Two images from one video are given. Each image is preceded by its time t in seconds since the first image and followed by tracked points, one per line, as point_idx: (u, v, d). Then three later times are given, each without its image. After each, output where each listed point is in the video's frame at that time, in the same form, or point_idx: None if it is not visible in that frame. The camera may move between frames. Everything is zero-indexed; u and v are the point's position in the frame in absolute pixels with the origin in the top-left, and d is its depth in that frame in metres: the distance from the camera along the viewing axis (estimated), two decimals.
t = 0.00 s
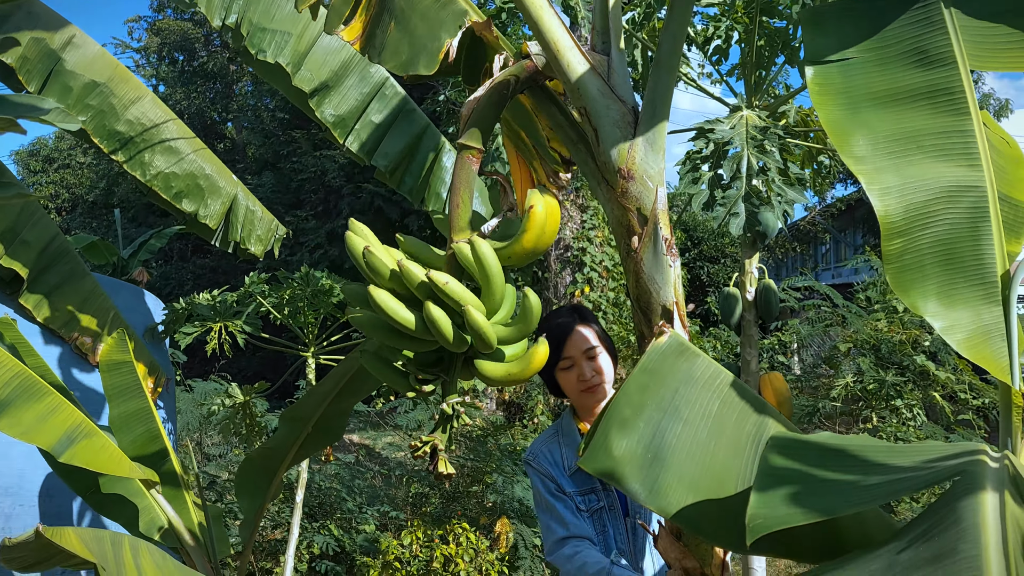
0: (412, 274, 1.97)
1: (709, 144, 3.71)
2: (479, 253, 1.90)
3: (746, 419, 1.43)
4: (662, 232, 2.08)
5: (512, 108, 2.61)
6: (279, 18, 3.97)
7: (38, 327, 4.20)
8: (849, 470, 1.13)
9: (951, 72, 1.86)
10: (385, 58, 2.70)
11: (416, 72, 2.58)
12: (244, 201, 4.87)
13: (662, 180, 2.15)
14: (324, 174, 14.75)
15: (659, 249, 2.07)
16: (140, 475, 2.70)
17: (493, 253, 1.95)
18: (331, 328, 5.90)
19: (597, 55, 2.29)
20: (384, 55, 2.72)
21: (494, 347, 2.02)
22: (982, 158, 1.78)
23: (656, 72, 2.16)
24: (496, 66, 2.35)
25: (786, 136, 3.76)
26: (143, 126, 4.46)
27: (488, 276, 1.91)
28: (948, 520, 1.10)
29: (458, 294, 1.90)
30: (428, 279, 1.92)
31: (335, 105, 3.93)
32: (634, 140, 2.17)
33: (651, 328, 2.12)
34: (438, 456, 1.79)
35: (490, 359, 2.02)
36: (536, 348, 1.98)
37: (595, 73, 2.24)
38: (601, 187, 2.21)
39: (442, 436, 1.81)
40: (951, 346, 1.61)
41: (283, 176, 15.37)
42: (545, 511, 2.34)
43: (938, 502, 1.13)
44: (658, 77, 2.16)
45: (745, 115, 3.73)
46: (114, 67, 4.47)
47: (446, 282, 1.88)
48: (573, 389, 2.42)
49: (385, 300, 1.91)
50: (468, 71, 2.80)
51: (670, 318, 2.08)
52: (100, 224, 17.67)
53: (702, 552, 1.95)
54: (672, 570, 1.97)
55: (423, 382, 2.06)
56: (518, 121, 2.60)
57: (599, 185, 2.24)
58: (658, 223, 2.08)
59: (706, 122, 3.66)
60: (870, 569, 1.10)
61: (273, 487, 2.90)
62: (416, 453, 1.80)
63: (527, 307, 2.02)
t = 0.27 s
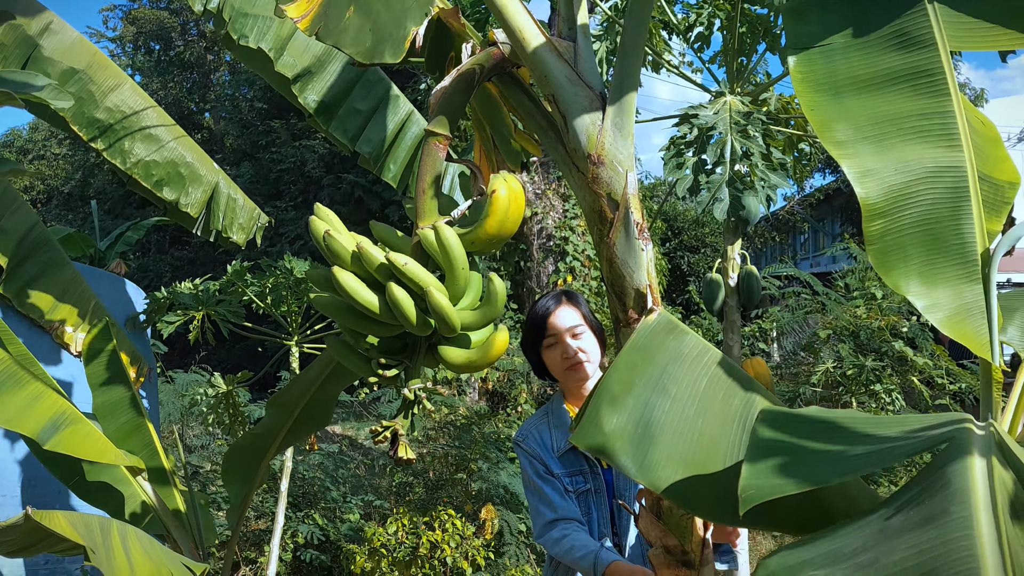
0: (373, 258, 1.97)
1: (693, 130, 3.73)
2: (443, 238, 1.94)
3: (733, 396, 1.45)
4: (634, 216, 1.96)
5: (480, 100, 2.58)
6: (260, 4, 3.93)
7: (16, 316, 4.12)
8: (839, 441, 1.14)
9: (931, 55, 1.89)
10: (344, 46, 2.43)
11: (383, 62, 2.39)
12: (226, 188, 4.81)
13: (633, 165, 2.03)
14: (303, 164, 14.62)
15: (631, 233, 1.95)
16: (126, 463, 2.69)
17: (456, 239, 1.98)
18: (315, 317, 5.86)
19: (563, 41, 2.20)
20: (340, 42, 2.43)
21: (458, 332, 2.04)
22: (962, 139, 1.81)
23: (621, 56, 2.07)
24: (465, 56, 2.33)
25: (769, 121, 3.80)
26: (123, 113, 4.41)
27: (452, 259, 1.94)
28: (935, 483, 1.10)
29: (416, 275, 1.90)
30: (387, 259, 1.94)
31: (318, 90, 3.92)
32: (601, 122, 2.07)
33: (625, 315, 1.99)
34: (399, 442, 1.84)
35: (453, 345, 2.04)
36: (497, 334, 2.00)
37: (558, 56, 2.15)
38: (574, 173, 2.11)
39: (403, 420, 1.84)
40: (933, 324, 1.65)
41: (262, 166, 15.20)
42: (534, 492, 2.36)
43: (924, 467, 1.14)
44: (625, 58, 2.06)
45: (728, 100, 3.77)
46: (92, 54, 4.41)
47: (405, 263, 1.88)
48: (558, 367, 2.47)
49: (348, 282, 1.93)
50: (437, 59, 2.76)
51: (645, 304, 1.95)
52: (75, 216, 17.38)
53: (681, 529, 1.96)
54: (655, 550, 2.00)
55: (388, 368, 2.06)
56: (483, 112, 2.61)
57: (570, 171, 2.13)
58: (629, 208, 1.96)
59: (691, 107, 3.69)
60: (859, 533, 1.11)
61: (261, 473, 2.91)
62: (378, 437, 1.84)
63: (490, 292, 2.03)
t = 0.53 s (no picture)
0: (364, 239, 1.96)
1: (676, 121, 3.79)
2: (430, 220, 1.89)
3: (725, 366, 1.53)
4: (617, 200, 2.02)
5: (461, 92, 2.65)
6: None
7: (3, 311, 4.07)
8: (824, 401, 1.21)
9: (908, 41, 1.97)
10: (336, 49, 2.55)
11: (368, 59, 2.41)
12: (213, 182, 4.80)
13: (613, 151, 2.08)
14: (282, 162, 14.55)
15: (614, 216, 2.01)
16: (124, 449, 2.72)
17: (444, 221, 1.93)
18: (303, 310, 5.85)
19: (542, 32, 2.23)
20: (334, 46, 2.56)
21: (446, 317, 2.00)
22: (938, 123, 1.89)
23: (600, 45, 2.11)
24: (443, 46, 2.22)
25: (750, 112, 3.92)
26: (108, 108, 4.41)
27: (440, 240, 1.89)
28: (920, 431, 1.17)
29: (409, 256, 1.87)
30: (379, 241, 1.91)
31: (307, 83, 3.94)
32: (581, 109, 2.09)
33: (608, 298, 2.03)
34: (392, 424, 1.85)
35: (443, 328, 2.01)
36: (485, 314, 1.97)
37: (538, 46, 2.17)
38: (554, 159, 2.13)
39: (396, 403, 1.85)
40: (913, 297, 1.73)
41: (242, 165, 15.13)
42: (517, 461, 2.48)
43: (908, 424, 1.20)
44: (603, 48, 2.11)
45: (710, 91, 3.85)
46: (77, 49, 4.40)
47: (396, 243, 1.87)
48: (544, 341, 2.57)
49: (339, 266, 1.89)
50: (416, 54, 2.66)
51: (628, 287, 2.00)
52: (50, 216, 17.11)
53: (668, 500, 2.03)
54: (644, 523, 2.04)
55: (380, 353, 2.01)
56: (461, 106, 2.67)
57: (549, 158, 2.15)
58: (612, 192, 2.02)
59: (673, 98, 3.75)
60: (851, 481, 1.18)
61: (257, 461, 2.92)
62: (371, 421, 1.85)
63: (478, 275, 2.02)
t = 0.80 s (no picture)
0: (369, 232, 1.94)
1: (646, 116, 3.86)
2: (432, 211, 1.87)
3: (723, 342, 1.61)
4: (609, 189, 2.07)
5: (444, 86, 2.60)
6: None
7: None
8: (826, 370, 1.29)
9: (881, 38, 2.07)
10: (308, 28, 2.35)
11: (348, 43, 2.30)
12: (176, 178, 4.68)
13: (605, 140, 2.13)
14: (230, 160, 14.23)
15: (607, 205, 2.05)
16: (101, 443, 2.64)
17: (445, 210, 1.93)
18: (267, 306, 5.74)
19: (532, 22, 2.24)
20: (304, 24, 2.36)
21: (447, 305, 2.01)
22: (911, 117, 2.01)
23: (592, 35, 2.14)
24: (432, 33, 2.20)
25: (716, 108, 4.01)
26: (67, 102, 4.26)
27: (444, 232, 1.88)
28: (926, 393, 1.19)
29: (417, 247, 1.85)
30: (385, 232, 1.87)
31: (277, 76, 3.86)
32: (574, 100, 2.14)
33: (603, 284, 2.08)
34: (400, 412, 1.87)
35: (444, 316, 2.03)
36: (487, 302, 2.02)
37: (533, 37, 2.21)
38: (545, 147, 2.19)
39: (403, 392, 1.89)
40: (889, 281, 1.85)
41: (188, 161, 14.72)
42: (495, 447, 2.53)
43: (911, 390, 1.23)
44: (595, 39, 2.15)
45: (678, 88, 3.94)
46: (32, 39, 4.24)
47: (406, 235, 1.83)
48: (528, 331, 2.59)
49: (345, 257, 1.85)
50: (396, 39, 2.61)
51: (621, 274, 2.07)
52: None
53: (662, 479, 2.10)
54: (637, 502, 2.10)
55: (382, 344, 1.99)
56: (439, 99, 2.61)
57: (541, 147, 2.20)
58: (606, 180, 2.07)
59: (642, 94, 3.82)
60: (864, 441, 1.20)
61: (238, 450, 2.96)
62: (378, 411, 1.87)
63: (479, 262, 2.07)
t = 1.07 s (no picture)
0: (397, 213, 1.88)
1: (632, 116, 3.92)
2: (458, 198, 1.85)
3: (744, 335, 1.70)
4: (631, 186, 2.13)
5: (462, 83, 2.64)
6: None
7: None
8: (861, 361, 1.37)
9: (880, 41, 2.18)
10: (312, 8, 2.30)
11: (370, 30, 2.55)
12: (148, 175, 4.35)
13: (626, 139, 2.19)
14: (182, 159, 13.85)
15: (629, 200, 2.11)
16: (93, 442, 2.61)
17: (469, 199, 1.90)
18: (242, 305, 5.58)
19: (558, 21, 2.28)
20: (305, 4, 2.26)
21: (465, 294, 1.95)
22: (910, 118, 2.14)
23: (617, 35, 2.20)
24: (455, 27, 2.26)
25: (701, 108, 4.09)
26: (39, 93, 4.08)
27: (468, 219, 1.84)
28: (967, 376, 1.29)
29: (444, 230, 1.78)
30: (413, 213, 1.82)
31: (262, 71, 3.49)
32: (598, 99, 2.18)
33: (622, 278, 2.14)
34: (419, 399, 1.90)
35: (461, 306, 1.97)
36: (506, 292, 1.96)
37: (561, 35, 2.24)
38: (567, 144, 2.22)
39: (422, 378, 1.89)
40: (892, 273, 1.99)
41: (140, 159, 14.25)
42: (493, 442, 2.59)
43: (948, 374, 1.33)
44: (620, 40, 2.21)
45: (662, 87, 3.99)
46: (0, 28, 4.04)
47: (434, 216, 1.78)
48: (529, 328, 2.61)
49: (372, 238, 1.81)
50: (417, 33, 2.72)
51: (641, 269, 2.13)
52: None
53: (674, 468, 2.14)
54: (649, 490, 2.18)
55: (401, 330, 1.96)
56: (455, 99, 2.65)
57: (562, 143, 2.23)
58: (627, 177, 2.13)
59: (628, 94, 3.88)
60: (907, 424, 1.29)
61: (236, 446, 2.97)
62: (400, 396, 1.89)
63: (500, 249, 1.98)
